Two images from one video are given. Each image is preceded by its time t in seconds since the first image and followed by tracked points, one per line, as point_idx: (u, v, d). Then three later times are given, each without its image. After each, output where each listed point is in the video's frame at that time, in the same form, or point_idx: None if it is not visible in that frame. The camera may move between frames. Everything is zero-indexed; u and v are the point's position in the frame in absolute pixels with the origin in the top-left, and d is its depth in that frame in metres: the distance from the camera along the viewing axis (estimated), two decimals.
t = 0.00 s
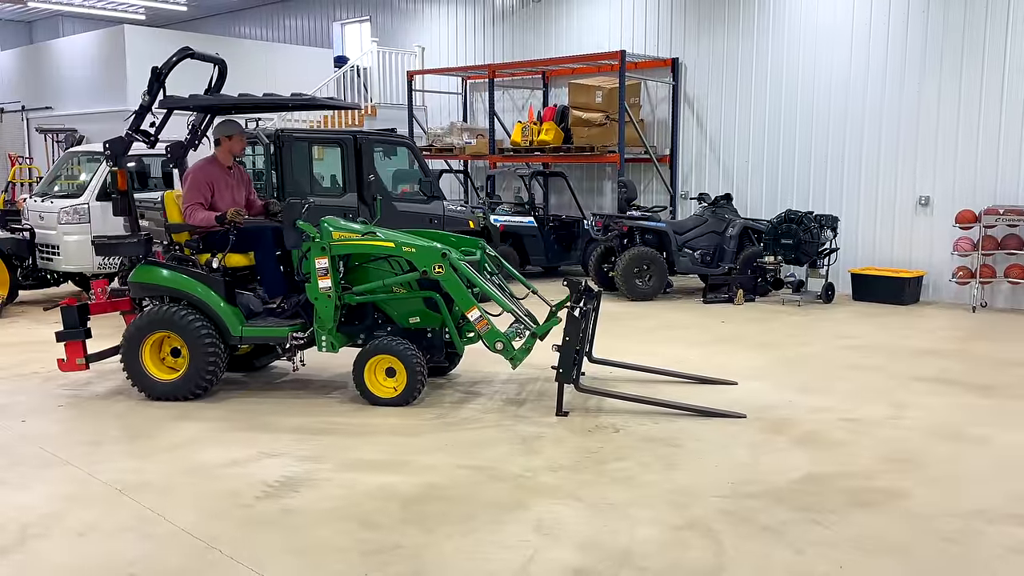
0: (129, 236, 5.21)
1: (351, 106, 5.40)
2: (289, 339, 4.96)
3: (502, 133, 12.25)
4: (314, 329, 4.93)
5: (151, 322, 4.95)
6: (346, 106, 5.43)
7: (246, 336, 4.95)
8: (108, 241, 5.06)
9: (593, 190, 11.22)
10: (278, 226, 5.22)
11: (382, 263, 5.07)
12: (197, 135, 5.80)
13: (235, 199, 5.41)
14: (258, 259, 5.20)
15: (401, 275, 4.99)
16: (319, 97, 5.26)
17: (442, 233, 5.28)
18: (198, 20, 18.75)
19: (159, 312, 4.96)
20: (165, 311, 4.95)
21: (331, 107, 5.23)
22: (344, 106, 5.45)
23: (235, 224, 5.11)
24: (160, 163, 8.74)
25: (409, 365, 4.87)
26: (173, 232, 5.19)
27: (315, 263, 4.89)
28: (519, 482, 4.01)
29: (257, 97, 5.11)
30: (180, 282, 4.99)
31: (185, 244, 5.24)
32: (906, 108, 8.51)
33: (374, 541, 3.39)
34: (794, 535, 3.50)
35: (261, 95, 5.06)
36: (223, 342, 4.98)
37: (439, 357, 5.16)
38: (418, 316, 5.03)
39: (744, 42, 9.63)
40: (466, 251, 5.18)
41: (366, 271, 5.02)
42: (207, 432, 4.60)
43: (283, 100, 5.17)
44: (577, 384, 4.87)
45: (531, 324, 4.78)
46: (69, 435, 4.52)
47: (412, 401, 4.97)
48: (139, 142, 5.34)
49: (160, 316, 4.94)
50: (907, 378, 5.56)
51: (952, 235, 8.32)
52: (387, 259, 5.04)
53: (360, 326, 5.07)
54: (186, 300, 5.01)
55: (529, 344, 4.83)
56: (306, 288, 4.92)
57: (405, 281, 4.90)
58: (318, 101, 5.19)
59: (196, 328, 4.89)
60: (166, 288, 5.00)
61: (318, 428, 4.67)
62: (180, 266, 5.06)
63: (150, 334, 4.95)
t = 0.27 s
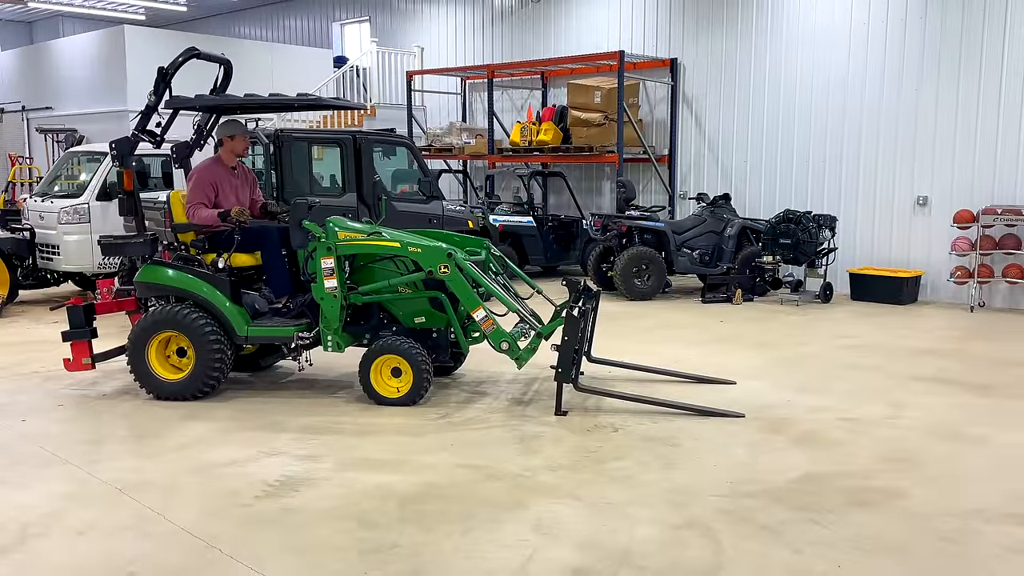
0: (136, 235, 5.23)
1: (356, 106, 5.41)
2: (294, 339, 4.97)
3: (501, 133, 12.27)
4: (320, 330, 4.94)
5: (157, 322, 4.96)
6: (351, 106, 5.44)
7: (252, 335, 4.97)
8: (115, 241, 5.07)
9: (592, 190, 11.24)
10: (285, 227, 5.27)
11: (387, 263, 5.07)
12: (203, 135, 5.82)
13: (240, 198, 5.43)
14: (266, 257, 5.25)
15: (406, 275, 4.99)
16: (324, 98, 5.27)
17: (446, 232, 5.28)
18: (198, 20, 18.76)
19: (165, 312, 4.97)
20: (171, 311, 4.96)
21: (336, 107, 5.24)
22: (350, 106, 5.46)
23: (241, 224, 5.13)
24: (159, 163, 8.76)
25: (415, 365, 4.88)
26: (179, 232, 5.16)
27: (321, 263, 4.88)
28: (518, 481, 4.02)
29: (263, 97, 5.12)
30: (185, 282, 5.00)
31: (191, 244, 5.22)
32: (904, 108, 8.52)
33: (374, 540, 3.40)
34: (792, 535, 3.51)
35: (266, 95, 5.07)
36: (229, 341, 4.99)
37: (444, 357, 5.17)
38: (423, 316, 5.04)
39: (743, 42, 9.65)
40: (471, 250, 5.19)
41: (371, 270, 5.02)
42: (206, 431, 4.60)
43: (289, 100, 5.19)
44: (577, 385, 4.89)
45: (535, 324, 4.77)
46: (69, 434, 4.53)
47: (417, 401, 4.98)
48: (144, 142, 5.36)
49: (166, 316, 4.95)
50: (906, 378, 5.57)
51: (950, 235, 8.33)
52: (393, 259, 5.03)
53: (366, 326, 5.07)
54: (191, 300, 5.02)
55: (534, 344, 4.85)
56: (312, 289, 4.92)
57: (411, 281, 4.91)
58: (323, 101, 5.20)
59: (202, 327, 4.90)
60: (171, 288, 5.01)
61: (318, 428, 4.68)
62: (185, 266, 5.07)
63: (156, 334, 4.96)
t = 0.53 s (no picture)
0: (137, 235, 5.24)
1: (357, 107, 5.42)
2: (295, 339, 4.98)
3: (501, 133, 12.28)
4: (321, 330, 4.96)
5: (158, 322, 4.97)
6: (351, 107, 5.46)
7: (253, 335, 4.98)
8: (116, 241, 5.09)
9: (591, 190, 11.25)
10: (285, 227, 5.28)
11: (387, 263, 5.07)
12: (204, 135, 5.82)
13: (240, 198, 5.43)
14: (266, 258, 5.25)
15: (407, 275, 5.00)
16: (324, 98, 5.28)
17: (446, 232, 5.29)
18: (198, 21, 18.78)
19: (166, 311, 4.99)
20: (172, 311, 4.98)
21: (337, 108, 5.26)
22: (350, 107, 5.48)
23: (241, 223, 5.17)
24: (160, 163, 8.77)
25: (416, 365, 4.89)
26: (179, 232, 5.19)
27: (322, 263, 4.89)
28: (517, 481, 4.04)
29: (264, 97, 5.12)
30: (185, 282, 5.01)
31: (191, 243, 5.25)
32: (902, 109, 8.54)
33: (373, 539, 3.41)
34: (790, 534, 3.52)
35: (268, 95, 5.07)
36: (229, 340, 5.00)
37: (444, 357, 5.18)
38: (424, 316, 5.05)
39: (741, 42, 9.66)
40: (471, 250, 5.19)
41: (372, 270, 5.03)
42: (206, 430, 4.62)
43: (290, 100, 5.19)
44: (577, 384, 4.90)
45: (537, 323, 4.77)
46: (69, 434, 4.55)
47: (418, 402, 4.99)
48: (145, 142, 5.36)
49: (167, 316, 4.97)
50: (904, 377, 5.59)
51: (948, 235, 8.35)
52: (393, 259, 5.03)
53: (366, 326, 5.08)
54: (192, 299, 5.03)
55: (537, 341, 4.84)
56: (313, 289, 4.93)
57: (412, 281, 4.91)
58: (324, 101, 5.21)
59: (203, 327, 4.92)
60: (172, 287, 5.02)
61: (318, 427, 4.69)
62: (185, 265, 5.08)
63: (157, 333, 4.97)
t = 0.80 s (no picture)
0: (136, 235, 5.24)
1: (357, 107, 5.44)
2: (294, 339, 4.99)
3: (500, 133, 12.28)
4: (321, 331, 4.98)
5: (157, 321, 4.99)
6: (351, 108, 5.48)
7: (252, 335, 4.99)
8: (116, 240, 5.11)
9: (590, 190, 11.27)
10: (285, 227, 5.32)
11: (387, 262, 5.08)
12: (203, 135, 5.83)
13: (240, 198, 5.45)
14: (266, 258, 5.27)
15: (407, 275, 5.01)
16: (324, 99, 5.30)
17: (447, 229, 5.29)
18: (198, 21, 18.80)
19: (166, 311, 5.00)
20: (172, 310, 4.99)
21: (337, 109, 5.28)
22: (349, 108, 5.49)
23: (241, 223, 5.21)
24: (160, 163, 8.79)
25: (415, 364, 4.90)
26: (179, 231, 5.20)
27: (321, 263, 4.91)
28: (516, 480, 4.05)
29: (264, 98, 5.14)
30: (185, 281, 5.02)
31: (191, 243, 5.27)
32: (900, 110, 8.55)
33: (372, 538, 3.43)
34: (788, 533, 3.54)
35: (269, 95, 5.08)
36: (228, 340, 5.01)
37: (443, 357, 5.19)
38: (423, 316, 5.06)
39: (739, 42, 9.68)
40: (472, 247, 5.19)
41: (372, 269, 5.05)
42: (206, 429, 4.63)
43: (290, 101, 5.21)
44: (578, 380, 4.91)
45: (541, 309, 4.79)
46: (69, 433, 4.56)
47: (418, 401, 5.00)
48: (146, 142, 5.37)
49: (166, 315, 4.98)
50: (902, 376, 5.60)
51: (946, 235, 8.36)
52: (392, 258, 5.04)
53: (365, 327, 5.09)
54: (191, 298, 5.05)
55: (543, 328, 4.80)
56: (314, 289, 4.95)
57: (411, 276, 4.92)
58: (324, 102, 5.23)
59: (202, 325, 4.93)
60: (171, 286, 5.04)
61: (317, 426, 4.70)
62: (185, 264, 5.09)
63: (156, 332, 4.99)
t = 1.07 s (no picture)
0: (136, 235, 5.26)
1: (356, 107, 5.45)
2: (293, 338, 5.00)
3: (499, 133, 12.28)
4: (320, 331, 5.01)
5: (157, 321, 5.00)
6: (350, 108, 5.48)
7: (251, 334, 5.01)
8: (116, 240, 5.13)
9: (588, 190, 11.28)
10: (284, 227, 5.31)
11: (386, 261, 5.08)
12: (203, 135, 5.85)
13: (240, 198, 5.48)
14: (266, 258, 5.27)
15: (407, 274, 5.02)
16: (325, 99, 5.31)
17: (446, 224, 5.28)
18: (198, 21, 18.81)
19: (166, 310, 5.02)
20: (172, 309, 5.01)
21: (337, 109, 5.29)
22: (349, 108, 5.50)
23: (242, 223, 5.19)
24: (160, 163, 8.80)
25: (414, 363, 4.92)
26: (179, 231, 5.22)
27: (320, 263, 4.92)
28: (515, 479, 4.06)
29: (264, 98, 5.14)
30: (185, 281, 5.03)
31: (191, 243, 5.30)
32: (898, 111, 8.57)
33: (371, 537, 3.44)
34: (787, 532, 3.55)
35: (268, 95, 5.09)
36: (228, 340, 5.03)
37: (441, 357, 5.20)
38: (422, 316, 5.06)
39: (738, 42, 9.69)
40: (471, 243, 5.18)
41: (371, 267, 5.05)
42: (206, 429, 4.64)
43: (290, 101, 5.22)
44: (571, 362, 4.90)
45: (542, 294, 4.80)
46: (69, 432, 4.57)
47: (418, 399, 5.01)
48: (145, 142, 5.39)
49: (167, 315, 5.00)
50: (900, 376, 5.61)
51: (944, 234, 8.37)
52: (391, 257, 5.05)
53: (365, 326, 5.09)
54: (191, 298, 5.06)
55: (546, 315, 4.79)
56: (314, 288, 4.97)
57: (411, 272, 4.92)
58: (324, 102, 5.24)
59: (201, 325, 4.94)
60: (171, 286, 5.05)
61: (317, 426, 4.71)
62: (185, 264, 5.10)
63: (156, 332, 5.00)
